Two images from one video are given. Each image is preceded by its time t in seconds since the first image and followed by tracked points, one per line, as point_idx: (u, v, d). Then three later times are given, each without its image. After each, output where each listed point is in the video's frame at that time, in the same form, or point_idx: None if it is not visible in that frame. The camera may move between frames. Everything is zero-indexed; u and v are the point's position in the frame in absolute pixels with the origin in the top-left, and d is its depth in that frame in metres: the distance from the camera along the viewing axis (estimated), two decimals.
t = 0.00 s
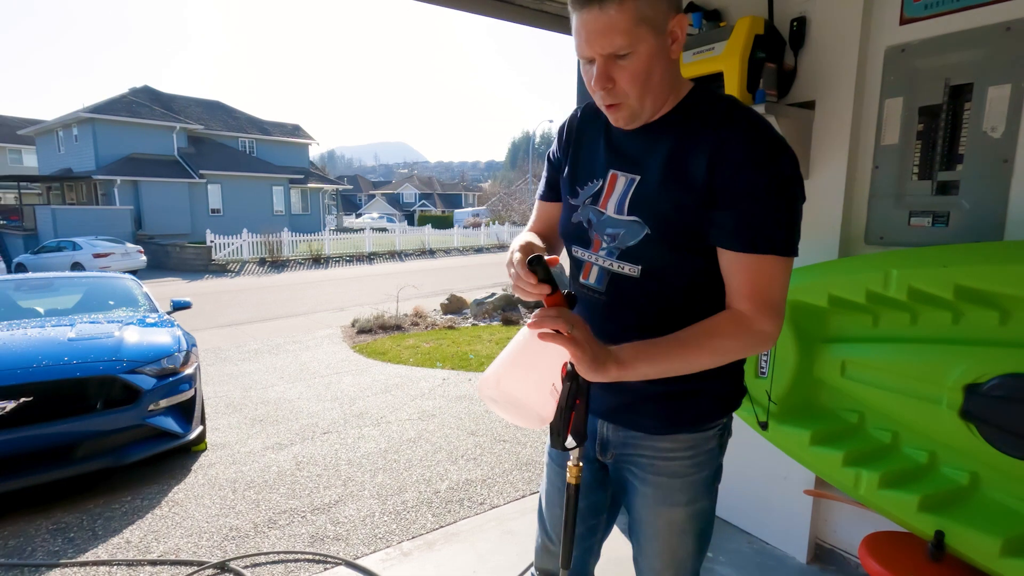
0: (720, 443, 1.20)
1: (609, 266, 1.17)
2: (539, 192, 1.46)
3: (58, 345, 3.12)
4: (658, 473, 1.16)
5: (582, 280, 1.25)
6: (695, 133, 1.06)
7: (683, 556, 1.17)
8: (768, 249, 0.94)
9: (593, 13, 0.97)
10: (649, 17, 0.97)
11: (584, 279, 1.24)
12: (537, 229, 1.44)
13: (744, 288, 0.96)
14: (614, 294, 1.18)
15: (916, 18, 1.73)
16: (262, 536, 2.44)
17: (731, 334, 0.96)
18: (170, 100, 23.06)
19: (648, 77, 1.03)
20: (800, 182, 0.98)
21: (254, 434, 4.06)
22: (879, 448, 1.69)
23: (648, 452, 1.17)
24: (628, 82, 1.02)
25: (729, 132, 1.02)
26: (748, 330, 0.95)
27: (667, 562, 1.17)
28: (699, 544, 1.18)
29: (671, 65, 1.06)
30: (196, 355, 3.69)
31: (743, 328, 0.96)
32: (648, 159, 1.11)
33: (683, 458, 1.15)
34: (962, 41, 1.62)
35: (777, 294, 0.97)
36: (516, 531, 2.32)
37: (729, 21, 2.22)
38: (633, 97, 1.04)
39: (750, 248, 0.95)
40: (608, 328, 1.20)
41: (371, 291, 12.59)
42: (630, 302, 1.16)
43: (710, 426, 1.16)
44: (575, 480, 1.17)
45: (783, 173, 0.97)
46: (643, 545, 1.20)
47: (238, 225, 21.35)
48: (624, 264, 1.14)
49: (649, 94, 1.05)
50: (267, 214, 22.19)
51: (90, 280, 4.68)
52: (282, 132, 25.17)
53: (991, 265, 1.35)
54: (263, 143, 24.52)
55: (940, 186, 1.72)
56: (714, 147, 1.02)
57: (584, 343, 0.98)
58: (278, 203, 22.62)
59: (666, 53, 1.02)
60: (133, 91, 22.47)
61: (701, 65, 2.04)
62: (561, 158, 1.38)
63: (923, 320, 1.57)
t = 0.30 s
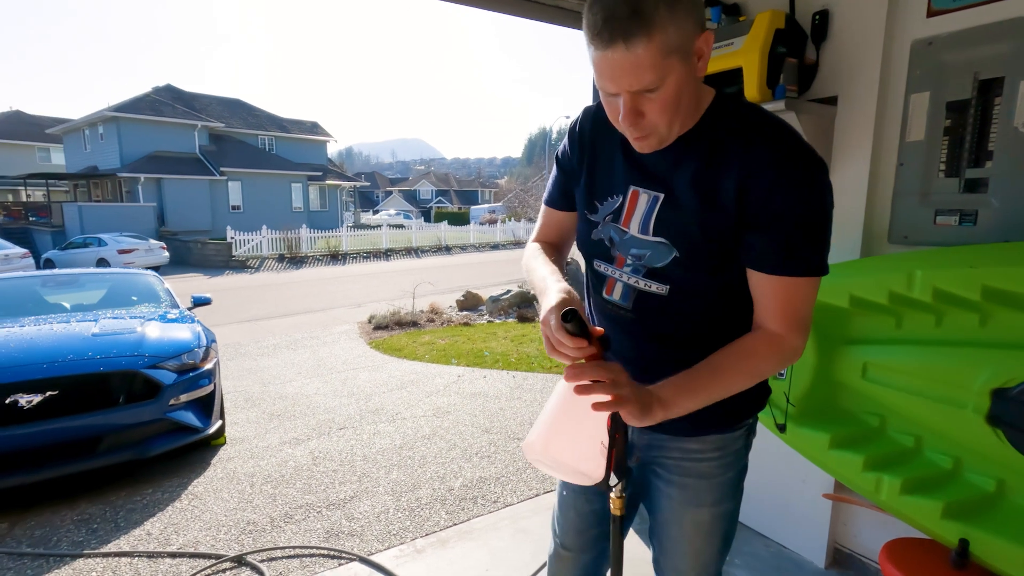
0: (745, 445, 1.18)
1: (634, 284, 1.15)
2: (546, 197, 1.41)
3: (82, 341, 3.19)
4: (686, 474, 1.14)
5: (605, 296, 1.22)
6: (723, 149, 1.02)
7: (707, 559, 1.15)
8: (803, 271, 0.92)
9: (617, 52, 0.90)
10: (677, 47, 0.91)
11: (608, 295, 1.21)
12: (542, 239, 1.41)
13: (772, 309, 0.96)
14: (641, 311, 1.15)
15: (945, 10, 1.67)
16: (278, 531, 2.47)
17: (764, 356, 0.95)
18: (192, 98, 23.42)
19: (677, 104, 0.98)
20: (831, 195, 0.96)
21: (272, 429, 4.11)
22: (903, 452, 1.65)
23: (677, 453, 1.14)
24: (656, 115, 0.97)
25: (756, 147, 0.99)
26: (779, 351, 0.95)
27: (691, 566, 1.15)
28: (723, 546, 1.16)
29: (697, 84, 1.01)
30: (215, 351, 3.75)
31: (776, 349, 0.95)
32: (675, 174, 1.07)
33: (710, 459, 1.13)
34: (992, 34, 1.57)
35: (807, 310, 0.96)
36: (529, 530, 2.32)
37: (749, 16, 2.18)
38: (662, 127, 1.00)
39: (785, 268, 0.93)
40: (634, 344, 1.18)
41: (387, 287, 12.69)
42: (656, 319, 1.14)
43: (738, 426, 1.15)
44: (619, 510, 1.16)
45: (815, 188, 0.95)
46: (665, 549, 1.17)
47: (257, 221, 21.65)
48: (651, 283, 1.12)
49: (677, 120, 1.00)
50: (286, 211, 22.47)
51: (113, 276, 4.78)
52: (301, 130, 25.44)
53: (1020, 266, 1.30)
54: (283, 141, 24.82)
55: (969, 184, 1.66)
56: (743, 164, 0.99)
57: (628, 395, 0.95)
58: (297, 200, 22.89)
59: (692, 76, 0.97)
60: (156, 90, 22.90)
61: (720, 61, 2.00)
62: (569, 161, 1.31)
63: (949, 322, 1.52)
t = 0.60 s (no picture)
0: (744, 450, 1.16)
1: (626, 295, 1.14)
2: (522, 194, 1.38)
3: (88, 337, 3.21)
4: (683, 481, 1.11)
5: (596, 305, 1.22)
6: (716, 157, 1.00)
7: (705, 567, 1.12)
8: (802, 290, 0.90)
9: (608, 66, 0.86)
10: (668, 59, 0.87)
11: (598, 305, 1.21)
12: (516, 241, 1.40)
13: (771, 327, 0.94)
14: (633, 321, 1.15)
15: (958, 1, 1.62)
16: (279, 528, 2.47)
17: (766, 377, 0.93)
18: (202, 95, 23.57)
19: (669, 116, 0.94)
20: (827, 213, 0.95)
21: (277, 425, 4.12)
22: (910, 457, 1.61)
23: (678, 459, 1.11)
24: (649, 128, 0.94)
25: (755, 159, 0.96)
26: (781, 369, 0.93)
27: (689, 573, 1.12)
28: (721, 553, 1.14)
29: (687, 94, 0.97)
30: (220, 347, 3.76)
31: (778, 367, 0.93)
32: (669, 184, 1.06)
33: (708, 466, 1.10)
34: (1008, 25, 1.51)
35: (804, 323, 0.94)
36: (530, 530, 2.30)
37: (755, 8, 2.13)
38: (655, 140, 0.96)
39: (783, 286, 0.91)
40: (630, 355, 1.16)
41: (396, 283, 12.71)
42: (651, 331, 1.13)
43: (735, 432, 1.12)
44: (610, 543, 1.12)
45: (813, 206, 0.94)
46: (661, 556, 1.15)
47: (267, 218, 21.78)
48: (643, 293, 1.12)
49: (669, 133, 0.97)
50: (295, 207, 22.57)
51: (120, 272, 4.81)
52: (310, 126, 25.54)
53: None
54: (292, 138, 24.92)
55: (982, 181, 1.61)
56: (741, 174, 0.97)
57: (621, 422, 0.90)
58: (306, 196, 22.98)
59: (683, 87, 0.94)
60: (168, 87, 23.08)
61: (725, 55, 1.95)
62: (552, 163, 1.29)
63: (959, 323, 1.48)
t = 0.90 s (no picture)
0: (733, 448, 1.13)
1: (605, 298, 1.13)
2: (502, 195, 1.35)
3: (87, 333, 3.20)
4: (669, 481, 1.09)
5: (576, 308, 1.21)
6: (694, 155, 0.97)
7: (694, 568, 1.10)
8: (784, 292, 0.88)
9: (572, 64, 0.82)
10: (637, 55, 0.84)
11: (579, 308, 1.20)
12: (501, 246, 1.39)
13: (757, 329, 0.91)
14: (613, 324, 1.14)
15: None
16: (275, 524, 2.46)
17: (756, 378, 0.91)
18: (208, 91, 23.60)
19: (641, 115, 0.91)
20: (811, 209, 0.92)
21: (277, 421, 4.12)
22: (911, 456, 1.57)
23: (661, 458, 1.09)
24: (620, 129, 0.90)
25: (737, 157, 0.93)
26: (770, 370, 0.91)
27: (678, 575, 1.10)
28: (711, 554, 1.12)
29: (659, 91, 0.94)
30: (219, 343, 3.76)
31: (768, 366, 0.91)
32: (646, 185, 1.03)
33: (694, 465, 1.08)
34: (1014, 12, 1.46)
35: (792, 320, 0.92)
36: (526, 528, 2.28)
37: None
38: (627, 141, 0.93)
39: (764, 289, 0.88)
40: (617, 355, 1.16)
41: (399, 279, 12.71)
42: (632, 333, 1.13)
43: (721, 430, 1.10)
44: (604, 550, 1.15)
45: (797, 204, 0.91)
46: (650, 557, 1.13)
47: (272, 214, 21.83)
48: (622, 297, 1.11)
49: (642, 132, 0.94)
50: (300, 203, 22.62)
51: (122, 267, 4.81)
52: (315, 122, 25.56)
53: None
54: (297, 133, 24.95)
55: (987, 173, 1.56)
56: (722, 172, 0.94)
57: (607, 434, 0.86)
58: (311, 192, 23.02)
59: (654, 84, 0.90)
60: (173, 83, 23.13)
61: (723, 46, 1.92)
62: (527, 163, 1.26)
63: (962, 320, 1.44)
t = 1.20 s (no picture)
0: (717, 442, 1.12)
1: (583, 295, 1.14)
2: (463, 186, 1.30)
3: (85, 325, 3.21)
4: (652, 475, 1.08)
5: (554, 305, 1.22)
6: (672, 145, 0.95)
7: (678, 563, 1.09)
8: (764, 286, 0.86)
9: (532, 57, 0.79)
10: (600, 43, 0.82)
11: (557, 304, 1.20)
12: (455, 241, 1.36)
13: (744, 319, 0.89)
14: (591, 320, 1.15)
15: None
16: (270, 517, 2.46)
17: (749, 369, 0.88)
18: (212, 86, 23.63)
19: (609, 106, 0.89)
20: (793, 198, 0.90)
21: (276, 414, 4.13)
22: (907, 452, 1.55)
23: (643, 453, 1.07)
24: (587, 121, 0.88)
25: (717, 146, 0.91)
26: (758, 363, 0.89)
27: (663, 570, 1.09)
28: (697, 547, 1.11)
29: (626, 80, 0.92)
30: (218, 336, 3.76)
31: (757, 357, 0.89)
32: (618, 179, 1.02)
33: (678, 459, 1.07)
34: None
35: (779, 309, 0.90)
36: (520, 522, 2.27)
37: None
38: (595, 133, 0.90)
39: (747, 281, 0.86)
40: (602, 349, 1.16)
41: (402, 274, 12.71)
42: (610, 329, 1.13)
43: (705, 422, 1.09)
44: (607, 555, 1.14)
45: (780, 194, 0.88)
46: (635, 551, 1.12)
47: (276, 208, 21.86)
48: (599, 294, 1.11)
49: (611, 123, 0.92)
50: (304, 198, 22.64)
51: (123, 261, 4.82)
52: (319, 117, 25.56)
53: None
54: (301, 128, 24.96)
55: (988, 164, 1.53)
56: (700, 163, 0.91)
57: (608, 448, 0.82)
58: (315, 187, 23.04)
59: (620, 73, 0.88)
60: (178, 78, 23.18)
61: (720, 34, 1.88)
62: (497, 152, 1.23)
63: (960, 313, 1.41)
